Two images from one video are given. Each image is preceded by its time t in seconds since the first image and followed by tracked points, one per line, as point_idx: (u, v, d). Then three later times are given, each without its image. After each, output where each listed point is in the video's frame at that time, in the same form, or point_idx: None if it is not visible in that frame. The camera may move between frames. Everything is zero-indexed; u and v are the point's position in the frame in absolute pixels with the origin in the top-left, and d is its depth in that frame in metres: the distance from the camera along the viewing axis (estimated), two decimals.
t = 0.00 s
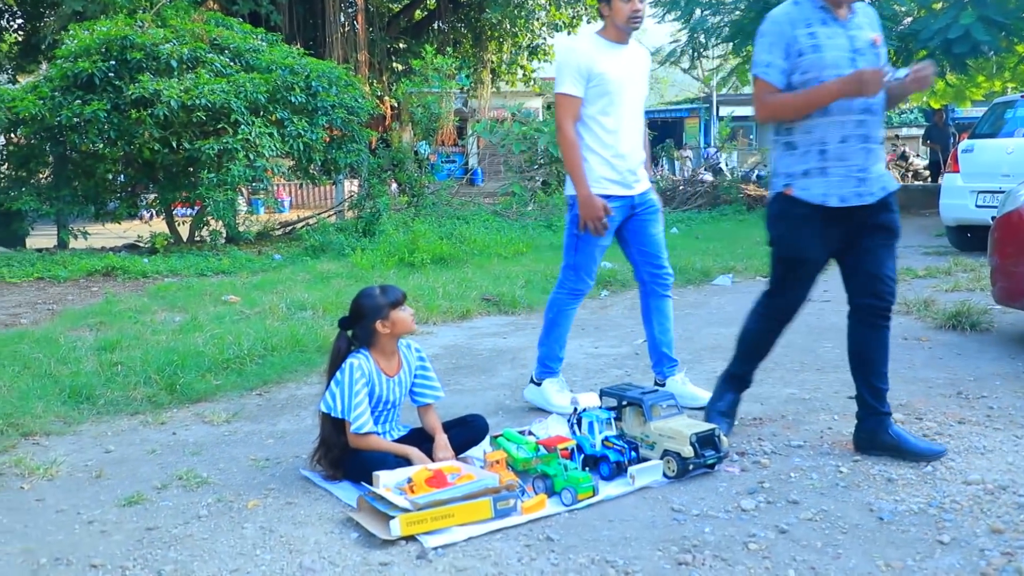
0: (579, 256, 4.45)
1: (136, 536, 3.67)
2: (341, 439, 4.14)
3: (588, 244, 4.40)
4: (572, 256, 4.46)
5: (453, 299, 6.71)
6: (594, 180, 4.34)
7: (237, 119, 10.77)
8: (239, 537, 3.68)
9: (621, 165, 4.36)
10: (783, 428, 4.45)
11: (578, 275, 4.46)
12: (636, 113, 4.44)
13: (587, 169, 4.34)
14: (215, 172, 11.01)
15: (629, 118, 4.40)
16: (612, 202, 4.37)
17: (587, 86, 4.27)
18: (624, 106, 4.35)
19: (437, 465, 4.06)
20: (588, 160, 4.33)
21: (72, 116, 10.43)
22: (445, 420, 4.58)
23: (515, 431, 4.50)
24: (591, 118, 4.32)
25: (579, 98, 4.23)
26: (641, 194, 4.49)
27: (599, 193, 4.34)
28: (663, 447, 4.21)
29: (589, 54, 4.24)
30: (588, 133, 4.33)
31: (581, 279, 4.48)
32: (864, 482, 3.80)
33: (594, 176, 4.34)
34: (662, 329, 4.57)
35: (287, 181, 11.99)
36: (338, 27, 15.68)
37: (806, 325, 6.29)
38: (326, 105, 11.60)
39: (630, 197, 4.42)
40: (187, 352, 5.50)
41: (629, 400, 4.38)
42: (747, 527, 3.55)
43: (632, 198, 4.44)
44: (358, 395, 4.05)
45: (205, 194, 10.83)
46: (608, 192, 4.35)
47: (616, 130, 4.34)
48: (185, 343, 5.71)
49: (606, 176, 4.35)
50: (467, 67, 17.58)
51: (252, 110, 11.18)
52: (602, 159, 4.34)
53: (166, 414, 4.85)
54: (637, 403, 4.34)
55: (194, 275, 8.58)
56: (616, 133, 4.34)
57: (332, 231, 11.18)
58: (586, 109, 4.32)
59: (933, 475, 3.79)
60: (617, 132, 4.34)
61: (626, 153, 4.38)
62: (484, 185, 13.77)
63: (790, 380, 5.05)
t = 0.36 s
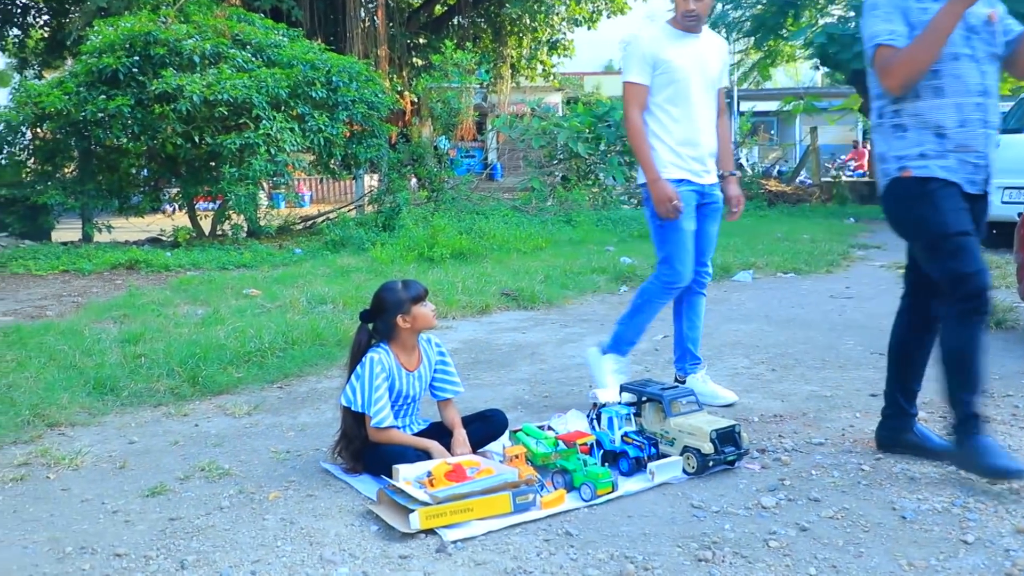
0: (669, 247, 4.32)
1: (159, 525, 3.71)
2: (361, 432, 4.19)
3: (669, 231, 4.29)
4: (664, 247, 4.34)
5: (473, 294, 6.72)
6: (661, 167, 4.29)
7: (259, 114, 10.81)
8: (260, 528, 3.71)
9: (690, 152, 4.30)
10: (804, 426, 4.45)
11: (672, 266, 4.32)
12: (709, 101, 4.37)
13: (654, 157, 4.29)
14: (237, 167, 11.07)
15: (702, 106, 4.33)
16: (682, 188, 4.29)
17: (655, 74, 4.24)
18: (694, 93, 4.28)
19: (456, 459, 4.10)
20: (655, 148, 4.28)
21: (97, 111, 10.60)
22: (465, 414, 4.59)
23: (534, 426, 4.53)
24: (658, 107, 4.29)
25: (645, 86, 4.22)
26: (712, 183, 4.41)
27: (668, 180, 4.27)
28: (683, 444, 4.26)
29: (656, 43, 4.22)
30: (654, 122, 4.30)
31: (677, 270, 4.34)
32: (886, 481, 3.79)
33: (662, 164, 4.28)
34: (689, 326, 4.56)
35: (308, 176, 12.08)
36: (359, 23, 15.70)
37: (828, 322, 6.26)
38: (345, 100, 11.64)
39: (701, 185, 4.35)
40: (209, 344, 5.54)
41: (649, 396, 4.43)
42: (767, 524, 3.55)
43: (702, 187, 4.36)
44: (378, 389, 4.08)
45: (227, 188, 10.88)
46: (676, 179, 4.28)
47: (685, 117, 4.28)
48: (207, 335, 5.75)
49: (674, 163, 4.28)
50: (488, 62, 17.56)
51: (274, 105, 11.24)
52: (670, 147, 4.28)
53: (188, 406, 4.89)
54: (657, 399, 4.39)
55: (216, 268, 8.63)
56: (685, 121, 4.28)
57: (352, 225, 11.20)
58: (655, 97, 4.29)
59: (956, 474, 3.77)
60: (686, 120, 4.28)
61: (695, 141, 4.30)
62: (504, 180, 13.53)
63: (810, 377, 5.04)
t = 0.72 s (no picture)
0: (745, 239, 4.00)
1: (163, 530, 3.54)
2: (373, 431, 4.02)
3: (750, 221, 3.98)
4: (741, 241, 4.02)
5: (492, 289, 6.55)
6: (722, 160, 4.02)
7: (271, 102, 10.74)
8: (269, 532, 3.54)
9: (756, 141, 4.00)
10: (839, 429, 4.25)
11: (757, 257, 3.95)
12: (778, 90, 4.08)
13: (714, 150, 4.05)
14: (247, 157, 11.03)
15: (770, 95, 4.04)
16: (748, 177, 3.98)
17: (715, 63, 4.02)
18: (758, 82, 3.99)
19: (473, 460, 3.90)
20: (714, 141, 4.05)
21: (104, 99, 10.56)
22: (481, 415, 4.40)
23: (553, 426, 4.38)
24: (719, 96, 4.04)
25: (702, 77, 4.01)
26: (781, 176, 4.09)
27: (730, 172, 3.99)
28: (710, 446, 4.12)
29: (719, 28, 3.97)
30: (716, 111, 4.06)
31: (762, 261, 3.97)
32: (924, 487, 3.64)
33: (721, 157, 4.02)
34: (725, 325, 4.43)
35: (321, 166, 12.01)
36: (376, 12, 15.51)
37: (861, 319, 6.04)
38: (360, 89, 11.54)
39: (768, 177, 4.03)
40: (217, 342, 5.39)
41: (675, 396, 4.28)
42: (799, 531, 3.35)
43: (770, 180, 4.04)
44: (390, 388, 3.91)
45: (237, 179, 10.90)
46: (742, 168, 3.98)
47: (748, 107, 4.00)
48: (215, 332, 5.60)
49: (735, 154, 3.99)
50: (507, 52, 17.35)
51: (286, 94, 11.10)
52: (731, 139, 4.01)
53: (195, 405, 4.72)
54: (684, 400, 4.23)
55: (225, 262, 8.50)
56: (747, 111, 4.00)
57: (367, 218, 10.96)
58: (716, 87, 4.05)
59: (1000, 483, 3.56)
60: (749, 110, 4.00)
61: (759, 132, 4.00)
62: (521, 171, 13.96)
63: (844, 377, 4.83)
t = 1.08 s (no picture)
0: (855, 232, 3.30)
1: (98, 572, 2.87)
2: (353, 451, 3.27)
3: (863, 214, 3.26)
4: (848, 235, 3.33)
5: (494, 282, 5.79)
6: (841, 126, 3.28)
7: (227, 56, 9.68)
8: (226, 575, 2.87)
9: (882, 103, 3.25)
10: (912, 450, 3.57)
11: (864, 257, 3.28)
12: (914, 34, 3.30)
13: (831, 113, 3.32)
14: (199, 122, 9.86)
15: (901, 41, 3.28)
16: (871, 153, 3.23)
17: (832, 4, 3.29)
18: (886, 23, 3.24)
19: (472, 487, 3.20)
20: (831, 102, 3.32)
21: (23, 50, 9.32)
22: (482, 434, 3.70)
23: (568, 447, 3.60)
24: (839, 45, 3.32)
25: (816, 20, 3.29)
26: (919, 146, 3.31)
27: (850, 143, 3.26)
28: (756, 471, 3.37)
29: None
30: (834, 64, 3.33)
31: (874, 261, 3.28)
32: (1019, 522, 3.06)
33: (840, 121, 3.29)
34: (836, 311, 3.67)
35: (289, 134, 10.90)
36: None
37: (912, 316, 5.34)
38: (335, 41, 10.40)
39: (899, 148, 3.26)
40: (164, 345, 4.60)
41: (714, 409, 3.51)
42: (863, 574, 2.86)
43: (901, 151, 3.27)
44: (375, 401, 3.17)
45: (187, 150, 9.68)
46: (864, 141, 3.24)
47: (871, 57, 3.26)
48: (162, 334, 4.80)
49: (857, 118, 3.26)
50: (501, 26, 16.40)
51: (246, 47, 10.09)
52: (851, 98, 3.28)
53: (138, 422, 3.98)
54: (725, 414, 3.46)
55: (171, 250, 7.69)
56: (871, 61, 3.26)
57: (344, 198, 9.80)
58: (834, 33, 3.32)
59: None
60: (874, 59, 3.26)
61: (887, 88, 3.25)
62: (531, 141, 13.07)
63: (918, 389, 4.13)
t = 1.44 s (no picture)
0: (951, 211, 2.94)
1: None
2: (335, 453, 2.84)
3: (963, 193, 2.90)
4: (941, 212, 2.98)
5: (493, 264, 5.34)
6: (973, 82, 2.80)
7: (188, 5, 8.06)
8: None
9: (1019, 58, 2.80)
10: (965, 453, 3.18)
11: (950, 239, 2.96)
12: None
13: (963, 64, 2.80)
14: (157, 83, 8.35)
15: None
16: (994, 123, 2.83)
17: None
18: None
19: (467, 494, 2.77)
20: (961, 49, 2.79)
21: None
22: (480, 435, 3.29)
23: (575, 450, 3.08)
24: None
25: None
26: None
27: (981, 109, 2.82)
28: (788, 477, 2.86)
29: None
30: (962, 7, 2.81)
31: (964, 245, 2.95)
32: None
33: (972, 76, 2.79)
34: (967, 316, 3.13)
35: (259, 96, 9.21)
36: None
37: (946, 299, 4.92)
38: None
39: None
40: (118, 335, 4.14)
41: (740, 406, 2.97)
42: None
43: None
44: (359, 398, 2.74)
45: (142, 113, 8.19)
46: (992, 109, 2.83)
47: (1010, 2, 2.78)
48: (117, 323, 4.33)
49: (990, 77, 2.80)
50: None
51: None
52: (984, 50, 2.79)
53: (89, 422, 3.56)
54: (753, 411, 2.93)
55: (126, 228, 7.19)
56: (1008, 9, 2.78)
57: (322, 167, 8.80)
58: None
59: None
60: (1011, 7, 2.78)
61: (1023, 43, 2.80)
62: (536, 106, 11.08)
63: (971, 385, 3.72)
